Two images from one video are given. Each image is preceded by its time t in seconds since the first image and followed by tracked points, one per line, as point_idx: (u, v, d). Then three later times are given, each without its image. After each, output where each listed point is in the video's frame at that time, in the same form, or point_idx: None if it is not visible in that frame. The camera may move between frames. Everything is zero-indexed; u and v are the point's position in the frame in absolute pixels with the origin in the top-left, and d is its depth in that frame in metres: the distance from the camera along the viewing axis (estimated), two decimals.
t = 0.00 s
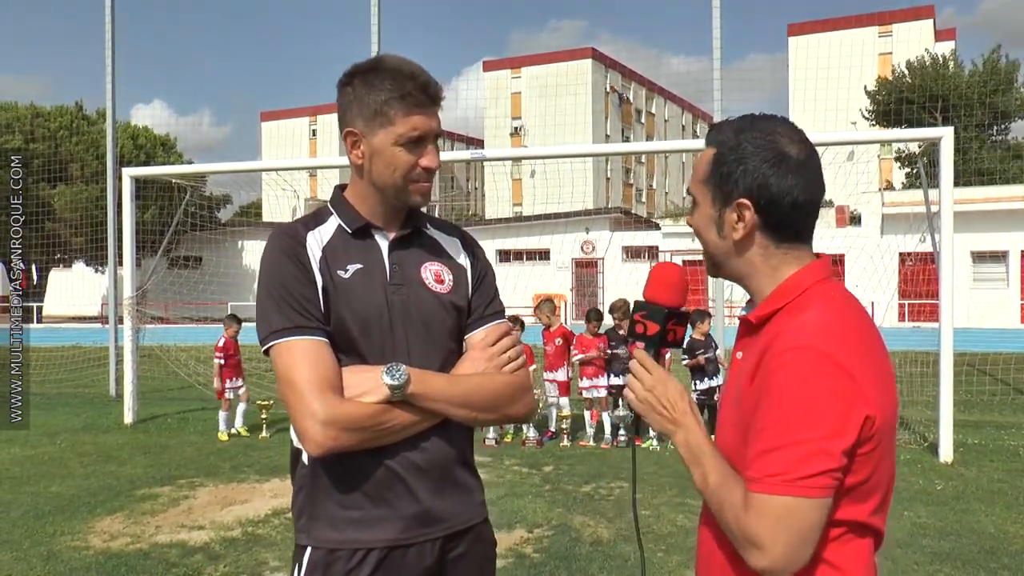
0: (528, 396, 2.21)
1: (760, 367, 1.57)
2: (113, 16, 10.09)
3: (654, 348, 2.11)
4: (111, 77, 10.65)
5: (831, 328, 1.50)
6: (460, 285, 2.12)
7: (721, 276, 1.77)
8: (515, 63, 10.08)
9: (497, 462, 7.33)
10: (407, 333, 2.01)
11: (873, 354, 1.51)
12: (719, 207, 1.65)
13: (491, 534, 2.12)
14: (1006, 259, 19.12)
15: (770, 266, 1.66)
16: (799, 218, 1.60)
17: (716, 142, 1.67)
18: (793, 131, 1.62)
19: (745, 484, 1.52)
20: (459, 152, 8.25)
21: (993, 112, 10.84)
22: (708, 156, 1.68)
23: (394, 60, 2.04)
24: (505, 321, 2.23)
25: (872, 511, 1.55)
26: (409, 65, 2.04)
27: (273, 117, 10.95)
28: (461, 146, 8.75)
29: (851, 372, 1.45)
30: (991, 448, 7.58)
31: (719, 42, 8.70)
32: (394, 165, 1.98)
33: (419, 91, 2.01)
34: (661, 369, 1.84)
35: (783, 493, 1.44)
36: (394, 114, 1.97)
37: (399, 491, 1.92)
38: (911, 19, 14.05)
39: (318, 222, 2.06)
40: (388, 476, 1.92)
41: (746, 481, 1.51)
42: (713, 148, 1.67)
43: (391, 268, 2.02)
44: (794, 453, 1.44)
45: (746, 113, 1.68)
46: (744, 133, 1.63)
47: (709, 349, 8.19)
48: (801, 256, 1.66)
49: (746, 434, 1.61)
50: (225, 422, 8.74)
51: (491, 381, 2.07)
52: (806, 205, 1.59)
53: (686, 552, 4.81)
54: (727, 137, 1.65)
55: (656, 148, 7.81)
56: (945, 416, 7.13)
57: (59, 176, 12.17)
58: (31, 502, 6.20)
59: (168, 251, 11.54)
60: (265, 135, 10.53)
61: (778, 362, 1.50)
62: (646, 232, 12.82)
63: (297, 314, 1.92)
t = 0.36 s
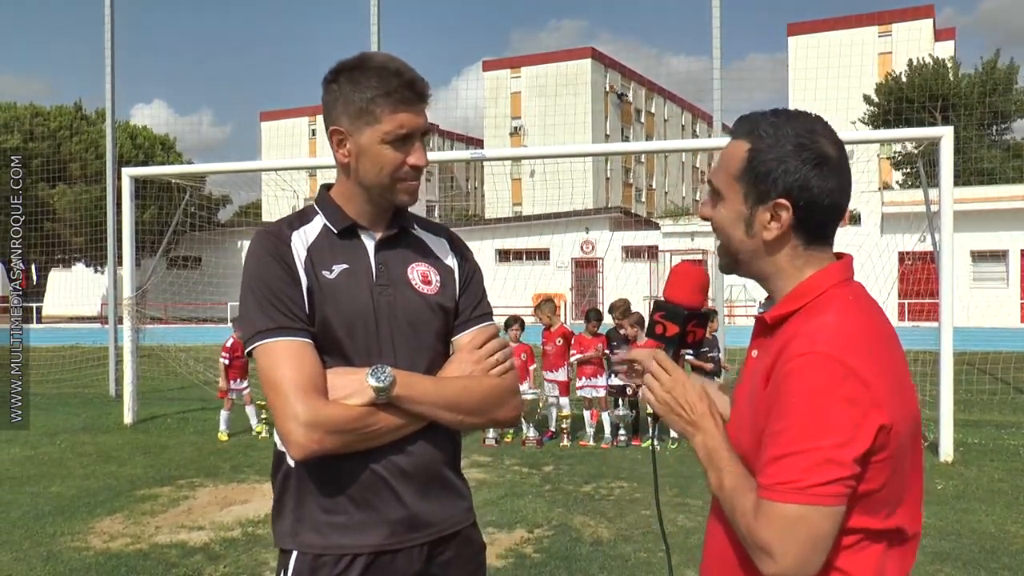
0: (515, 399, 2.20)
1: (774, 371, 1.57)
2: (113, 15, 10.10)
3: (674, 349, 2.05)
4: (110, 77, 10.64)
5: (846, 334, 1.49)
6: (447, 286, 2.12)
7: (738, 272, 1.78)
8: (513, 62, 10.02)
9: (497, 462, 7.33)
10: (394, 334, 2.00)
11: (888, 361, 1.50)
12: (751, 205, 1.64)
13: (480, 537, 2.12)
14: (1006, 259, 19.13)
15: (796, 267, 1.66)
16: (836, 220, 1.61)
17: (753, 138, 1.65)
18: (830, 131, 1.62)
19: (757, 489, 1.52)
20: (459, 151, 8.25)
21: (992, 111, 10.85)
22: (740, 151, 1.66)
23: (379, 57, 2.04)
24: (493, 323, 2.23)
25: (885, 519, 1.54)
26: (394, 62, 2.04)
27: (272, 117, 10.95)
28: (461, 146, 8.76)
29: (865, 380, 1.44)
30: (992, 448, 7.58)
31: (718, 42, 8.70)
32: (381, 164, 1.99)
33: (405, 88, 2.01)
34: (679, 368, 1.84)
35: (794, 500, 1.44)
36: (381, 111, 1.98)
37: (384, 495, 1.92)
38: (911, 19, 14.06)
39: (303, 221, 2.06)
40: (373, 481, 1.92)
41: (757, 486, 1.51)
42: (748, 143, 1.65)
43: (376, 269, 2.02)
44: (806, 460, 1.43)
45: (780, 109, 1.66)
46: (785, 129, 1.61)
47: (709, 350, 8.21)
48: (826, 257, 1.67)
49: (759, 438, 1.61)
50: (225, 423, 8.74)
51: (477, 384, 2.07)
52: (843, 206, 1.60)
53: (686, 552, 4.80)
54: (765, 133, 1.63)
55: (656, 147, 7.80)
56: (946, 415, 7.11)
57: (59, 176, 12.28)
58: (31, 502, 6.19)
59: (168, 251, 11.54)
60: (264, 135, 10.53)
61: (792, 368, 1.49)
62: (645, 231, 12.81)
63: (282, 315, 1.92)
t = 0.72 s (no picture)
0: (513, 400, 2.19)
1: (797, 376, 1.55)
2: (111, 16, 10.11)
3: (690, 350, 2.03)
4: (109, 79, 10.64)
5: (872, 339, 1.48)
6: (443, 286, 2.10)
7: (751, 272, 1.77)
8: (517, 61, 9.63)
9: (497, 462, 7.32)
10: (389, 336, 1.99)
11: (913, 367, 1.50)
12: (773, 206, 1.63)
13: (479, 539, 2.11)
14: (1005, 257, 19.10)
15: (818, 271, 1.65)
16: (859, 221, 1.61)
17: (774, 138, 1.63)
18: (852, 130, 1.62)
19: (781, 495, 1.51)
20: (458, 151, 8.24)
21: (991, 109, 10.83)
22: (761, 150, 1.65)
23: (369, 56, 2.04)
24: (490, 324, 2.21)
25: (903, 524, 1.55)
26: (386, 60, 2.04)
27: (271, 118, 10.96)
28: (460, 146, 8.77)
29: (893, 386, 1.44)
30: (993, 447, 7.56)
31: (717, 41, 8.70)
32: (375, 164, 1.98)
33: (396, 86, 2.01)
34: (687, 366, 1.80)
35: (823, 507, 1.43)
36: (372, 110, 1.98)
37: (379, 498, 1.91)
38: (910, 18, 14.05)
39: (297, 222, 2.05)
40: (368, 483, 1.91)
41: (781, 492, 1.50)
42: (769, 143, 1.64)
43: (371, 270, 2.01)
44: (836, 467, 1.42)
45: (801, 108, 1.66)
46: (808, 130, 1.60)
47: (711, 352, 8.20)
48: (845, 260, 1.66)
49: (780, 443, 1.60)
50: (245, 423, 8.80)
51: (474, 385, 2.05)
52: (866, 207, 1.60)
53: (687, 553, 4.79)
54: (788, 134, 1.62)
55: (655, 147, 7.79)
56: (947, 414, 7.10)
57: (61, 179, 12.47)
58: (31, 505, 6.18)
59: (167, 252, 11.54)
60: (263, 136, 10.53)
61: (820, 374, 1.47)
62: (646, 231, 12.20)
63: (274, 317, 1.91)
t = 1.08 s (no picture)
0: (515, 401, 2.18)
1: (803, 373, 1.55)
2: (111, 17, 10.11)
3: (694, 350, 2.02)
4: (109, 80, 10.64)
5: (878, 335, 1.48)
6: (445, 287, 2.10)
7: (756, 270, 1.76)
8: (516, 62, 9.68)
9: (498, 462, 7.31)
10: (390, 337, 1.99)
11: (918, 363, 1.50)
12: (778, 203, 1.62)
13: (480, 539, 2.10)
14: (1005, 255, 19.09)
15: (822, 268, 1.65)
16: (864, 218, 1.61)
17: (778, 135, 1.64)
18: (857, 127, 1.62)
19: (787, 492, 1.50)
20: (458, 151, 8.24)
21: (991, 107, 10.82)
22: (765, 147, 1.65)
23: (370, 56, 2.04)
24: (492, 325, 2.21)
25: (909, 522, 1.55)
26: (387, 59, 2.04)
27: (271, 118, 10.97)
28: (460, 146, 8.77)
29: (899, 381, 1.43)
30: (994, 445, 7.56)
31: (716, 40, 8.72)
32: (377, 163, 1.98)
33: (397, 86, 2.00)
34: (693, 365, 1.81)
35: (830, 503, 1.43)
36: (373, 110, 1.98)
37: (380, 499, 1.91)
38: (909, 16, 14.05)
39: (299, 223, 2.05)
40: (369, 484, 1.91)
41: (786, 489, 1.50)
42: (774, 139, 1.64)
43: (372, 271, 2.01)
44: (843, 463, 1.42)
45: (805, 105, 1.66)
46: (814, 127, 1.60)
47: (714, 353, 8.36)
48: (850, 258, 1.66)
49: (785, 440, 1.59)
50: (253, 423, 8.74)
51: (475, 386, 2.05)
52: (871, 204, 1.60)
53: (688, 552, 4.78)
54: (793, 130, 1.62)
55: (655, 146, 7.79)
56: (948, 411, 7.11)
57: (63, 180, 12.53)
58: (33, 506, 6.19)
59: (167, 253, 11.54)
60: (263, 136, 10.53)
61: (825, 370, 1.47)
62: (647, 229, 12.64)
63: (276, 318, 1.91)
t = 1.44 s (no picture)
0: (515, 404, 2.19)
1: (800, 377, 1.55)
2: (113, 19, 10.12)
3: (698, 353, 2.03)
4: (110, 82, 10.65)
5: (875, 339, 1.49)
6: (446, 290, 2.11)
7: (758, 272, 1.76)
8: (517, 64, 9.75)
9: (498, 464, 7.32)
10: (392, 340, 2.00)
11: (914, 367, 1.50)
12: (784, 202, 1.63)
13: (481, 541, 2.11)
14: (1005, 257, 19.08)
15: (824, 270, 1.65)
16: (869, 218, 1.62)
17: (785, 135, 1.64)
18: (862, 129, 1.64)
19: (785, 496, 1.51)
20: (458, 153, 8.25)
21: (991, 109, 10.82)
22: (772, 147, 1.65)
23: (376, 58, 2.05)
24: (493, 328, 2.21)
25: (906, 525, 1.55)
26: (393, 62, 2.05)
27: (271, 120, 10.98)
28: (460, 148, 8.79)
29: (895, 385, 1.44)
30: (994, 447, 7.56)
31: (716, 43, 8.74)
32: (380, 164, 1.99)
33: (404, 90, 2.02)
34: (695, 368, 1.82)
35: (827, 506, 1.43)
36: (379, 112, 1.99)
37: (382, 501, 1.92)
38: (909, 18, 14.06)
39: (301, 226, 2.06)
40: (371, 486, 1.91)
41: (783, 492, 1.51)
42: (781, 139, 1.65)
43: (374, 275, 2.01)
44: (838, 467, 1.43)
45: (809, 107, 1.68)
46: (820, 127, 1.62)
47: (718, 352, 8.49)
48: (850, 261, 1.66)
49: (783, 443, 1.60)
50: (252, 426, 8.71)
51: (476, 389, 2.06)
52: (876, 205, 1.61)
53: (688, 554, 4.79)
54: (800, 131, 1.63)
55: (655, 149, 7.79)
56: (948, 414, 7.13)
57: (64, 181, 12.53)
58: (33, 507, 6.20)
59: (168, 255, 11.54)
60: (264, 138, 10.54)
61: (821, 375, 1.47)
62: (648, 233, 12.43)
63: (279, 321, 1.92)
